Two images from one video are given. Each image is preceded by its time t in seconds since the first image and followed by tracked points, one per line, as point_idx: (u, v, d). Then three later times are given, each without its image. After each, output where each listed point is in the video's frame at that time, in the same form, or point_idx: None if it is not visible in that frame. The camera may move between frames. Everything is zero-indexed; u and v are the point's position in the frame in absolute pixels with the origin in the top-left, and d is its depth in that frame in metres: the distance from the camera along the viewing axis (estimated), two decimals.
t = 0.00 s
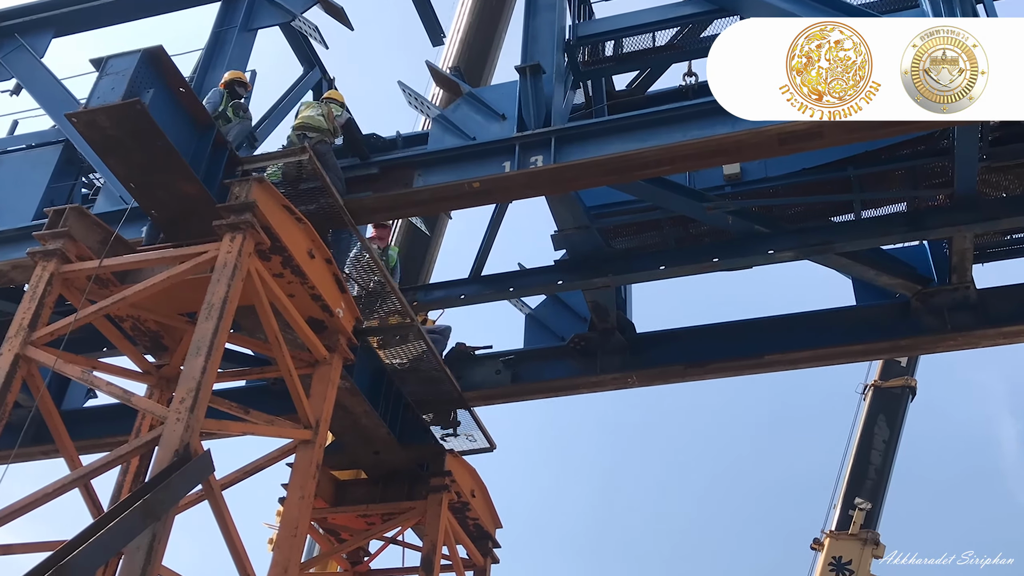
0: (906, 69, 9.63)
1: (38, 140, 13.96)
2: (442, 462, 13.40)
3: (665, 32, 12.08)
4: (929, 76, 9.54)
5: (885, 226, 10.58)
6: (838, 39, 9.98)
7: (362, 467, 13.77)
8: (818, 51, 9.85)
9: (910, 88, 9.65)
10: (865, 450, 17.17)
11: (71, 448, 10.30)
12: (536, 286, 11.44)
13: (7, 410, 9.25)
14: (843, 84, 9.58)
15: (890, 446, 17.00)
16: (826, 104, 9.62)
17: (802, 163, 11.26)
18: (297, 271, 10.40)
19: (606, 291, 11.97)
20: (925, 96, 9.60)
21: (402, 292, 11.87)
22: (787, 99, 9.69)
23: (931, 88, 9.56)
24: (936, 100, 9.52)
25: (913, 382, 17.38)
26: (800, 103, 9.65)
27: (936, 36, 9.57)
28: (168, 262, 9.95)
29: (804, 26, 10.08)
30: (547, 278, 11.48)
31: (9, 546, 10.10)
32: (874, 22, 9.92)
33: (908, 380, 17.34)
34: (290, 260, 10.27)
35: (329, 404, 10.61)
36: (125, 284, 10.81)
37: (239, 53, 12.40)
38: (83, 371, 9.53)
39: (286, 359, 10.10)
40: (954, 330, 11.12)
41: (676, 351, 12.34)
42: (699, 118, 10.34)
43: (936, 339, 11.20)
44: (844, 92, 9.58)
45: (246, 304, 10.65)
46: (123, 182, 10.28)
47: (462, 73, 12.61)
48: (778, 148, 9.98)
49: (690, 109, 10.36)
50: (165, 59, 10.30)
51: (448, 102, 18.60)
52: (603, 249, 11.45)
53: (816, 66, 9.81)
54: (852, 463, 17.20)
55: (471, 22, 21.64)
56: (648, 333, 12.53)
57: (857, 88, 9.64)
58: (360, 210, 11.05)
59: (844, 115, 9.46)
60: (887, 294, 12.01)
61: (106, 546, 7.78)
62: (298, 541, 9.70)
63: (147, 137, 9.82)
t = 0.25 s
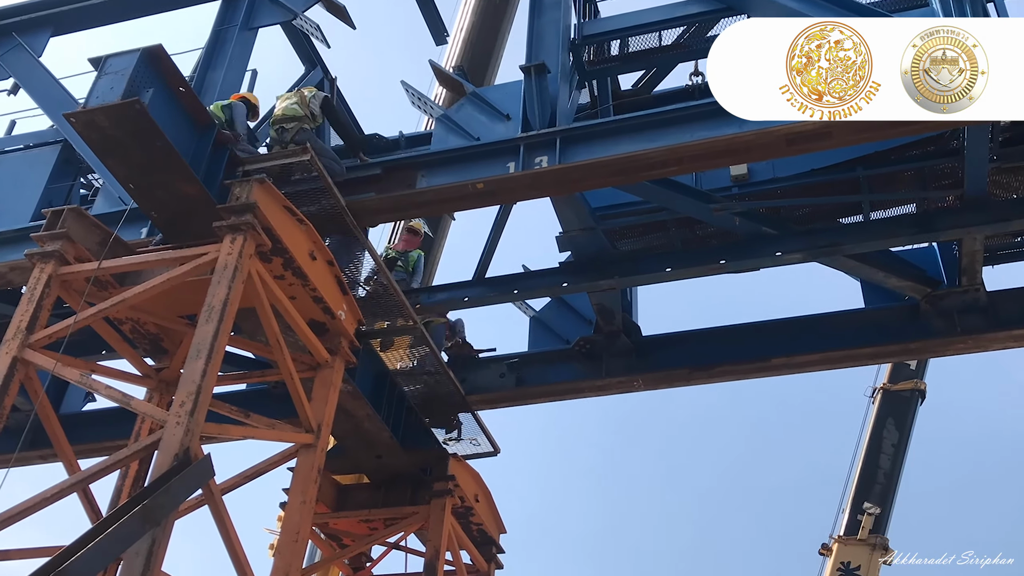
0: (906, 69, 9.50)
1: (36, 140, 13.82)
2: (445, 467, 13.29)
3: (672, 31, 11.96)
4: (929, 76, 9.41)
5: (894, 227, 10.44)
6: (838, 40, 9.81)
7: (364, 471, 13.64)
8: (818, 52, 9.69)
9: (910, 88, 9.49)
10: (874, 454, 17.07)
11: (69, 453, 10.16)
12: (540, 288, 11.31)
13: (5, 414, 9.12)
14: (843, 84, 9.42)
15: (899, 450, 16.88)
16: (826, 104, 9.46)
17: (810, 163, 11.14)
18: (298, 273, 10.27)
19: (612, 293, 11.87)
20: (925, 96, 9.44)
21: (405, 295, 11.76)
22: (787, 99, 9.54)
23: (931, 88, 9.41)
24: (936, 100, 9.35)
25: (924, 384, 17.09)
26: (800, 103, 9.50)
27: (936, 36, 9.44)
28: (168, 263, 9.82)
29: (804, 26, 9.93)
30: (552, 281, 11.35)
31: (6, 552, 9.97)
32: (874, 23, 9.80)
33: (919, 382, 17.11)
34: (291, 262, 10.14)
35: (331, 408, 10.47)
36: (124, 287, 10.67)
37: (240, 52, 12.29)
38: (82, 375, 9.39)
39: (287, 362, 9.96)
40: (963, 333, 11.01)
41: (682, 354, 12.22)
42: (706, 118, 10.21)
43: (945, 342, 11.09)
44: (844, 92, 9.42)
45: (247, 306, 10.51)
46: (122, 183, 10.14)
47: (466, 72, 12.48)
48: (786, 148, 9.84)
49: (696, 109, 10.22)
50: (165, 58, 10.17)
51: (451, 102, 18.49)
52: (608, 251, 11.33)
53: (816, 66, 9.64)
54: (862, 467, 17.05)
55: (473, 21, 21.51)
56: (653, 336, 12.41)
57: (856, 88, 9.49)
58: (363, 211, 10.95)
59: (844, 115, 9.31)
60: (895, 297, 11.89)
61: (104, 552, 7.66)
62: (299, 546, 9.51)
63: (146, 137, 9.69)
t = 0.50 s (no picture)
0: (906, 69, 9.18)
1: (34, 137, 13.69)
2: (449, 468, 13.14)
3: (679, 27, 11.82)
4: (929, 77, 9.10)
5: (904, 225, 10.29)
6: (838, 39, 9.39)
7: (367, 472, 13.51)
8: (819, 51, 9.29)
9: (910, 88, 9.26)
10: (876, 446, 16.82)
11: (69, 453, 10.03)
12: (546, 287, 11.18)
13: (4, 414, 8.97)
14: (843, 85, 9.19)
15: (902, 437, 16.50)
16: (826, 104, 9.27)
17: (819, 160, 11.00)
18: (300, 271, 10.12)
19: (617, 292, 11.72)
20: (925, 97, 9.20)
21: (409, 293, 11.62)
22: (787, 100, 9.30)
23: (931, 89, 9.14)
24: (936, 101, 9.10)
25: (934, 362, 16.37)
26: (800, 103, 9.33)
27: (936, 36, 9.07)
28: (168, 261, 9.67)
29: (804, 26, 9.51)
30: (558, 279, 11.23)
31: (4, 554, 9.83)
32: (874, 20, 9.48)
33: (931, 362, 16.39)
34: (293, 260, 9.99)
35: (333, 408, 10.32)
36: (124, 285, 10.53)
37: (242, 47, 12.18)
38: (81, 374, 9.25)
39: (289, 361, 9.82)
40: (975, 333, 10.88)
41: (689, 354, 12.09)
42: (714, 115, 10.05)
43: (956, 342, 10.96)
44: (844, 92, 9.20)
45: (248, 305, 10.36)
46: (122, 180, 9.99)
47: (470, 68, 12.34)
48: (795, 145, 9.69)
49: (704, 105, 10.07)
50: (165, 53, 10.03)
51: (455, 99, 18.37)
52: (615, 250, 11.20)
53: (817, 66, 9.26)
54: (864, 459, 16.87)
55: (478, 18, 21.39)
56: (660, 335, 12.29)
57: (857, 88, 9.23)
58: (366, 208, 10.79)
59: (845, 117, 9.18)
60: (905, 296, 11.75)
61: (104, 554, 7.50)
62: (301, 548, 9.38)
63: (146, 133, 9.55)
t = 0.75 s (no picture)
0: (906, 69, 9.05)
1: (32, 140, 13.55)
2: (453, 475, 13.03)
3: (686, 28, 11.72)
4: (929, 77, 8.98)
5: (914, 230, 10.16)
6: (838, 40, 9.23)
7: (370, 479, 13.38)
8: (819, 51, 9.12)
9: (910, 88, 9.14)
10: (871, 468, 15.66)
11: (67, 461, 9.90)
12: (551, 292, 11.06)
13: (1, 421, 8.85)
14: (843, 84, 9.03)
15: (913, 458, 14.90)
16: (826, 104, 9.12)
17: (827, 164, 10.88)
18: (302, 276, 9.99)
19: (623, 297, 11.64)
20: (925, 97, 9.10)
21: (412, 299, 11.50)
22: (787, 100, 9.14)
23: (931, 88, 9.04)
24: (936, 100, 9.03)
25: None
26: (800, 103, 9.16)
27: (937, 36, 8.94)
28: (168, 266, 9.54)
29: (804, 25, 9.31)
30: (562, 284, 11.11)
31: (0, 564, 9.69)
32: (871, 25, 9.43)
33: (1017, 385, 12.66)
34: (295, 265, 9.86)
35: (335, 414, 10.19)
36: (123, 290, 10.41)
37: (243, 48, 12.09)
38: (80, 381, 9.12)
39: (290, 368, 9.69)
40: (985, 339, 10.76)
41: (697, 360, 11.96)
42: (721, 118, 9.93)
43: (966, 347, 10.85)
44: (844, 92, 9.06)
45: (249, 310, 10.24)
46: (121, 184, 9.86)
47: (474, 70, 12.22)
48: (803, 149, 9.55)
49: (710, 108, 9.94)
50: (165, 55, 9.91)
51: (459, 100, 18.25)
52: (620, 254, 11.08)
53: (817, 66, 9.11)
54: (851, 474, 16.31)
55: (479, 19, 21.22)
56: (666, 341, 12.17)
57: (857, 88, 9.08)
58: (368, 212, 10.66)
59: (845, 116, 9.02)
60: (914, 301, 11.63)
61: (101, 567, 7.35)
62: (303, 557, 9.25)
63: (146, 137, 9.42)
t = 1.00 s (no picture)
0: (906, 69, 9.16)
1: (30, 139, 13.42)
2: (457, 478, 12.91)
3: (693, 26, 11.60)
4: (929, 77, 9.07)
5: (924, 230, 10.04)
6: (837, 40, 9.42)
7: (372, 483, 13.25)
8: (819, 51, 9.35)
9: (910, 89, 9.13)
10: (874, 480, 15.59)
11: (65, 464, 9.76)
12: (556, 294, 10.95)
13: None
14: (843, 84, 9.10)
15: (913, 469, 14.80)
16: (826, 103, 9.12)
17: (836, 163, 10.75)
18: (304, 277, 9.86)
19: (628, 299, 11.55)
20: (926, 97, 9.05)
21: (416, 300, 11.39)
22: (787, 99, 9.25)
23: (931, 89, 9.05)
24: (935, 100, 8.99)
25: None
26: (800, 103, 9.21)
27: (936, 37, 9.14)
28: (168, 267, 9.40)
29: (804, 26, 9.55)
30: (568, 285, 11.00)
31: None
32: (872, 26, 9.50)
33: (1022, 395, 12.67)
34: (296, 265, 9.74)
35: (338, 417, 10.06)
36: (122, 291, 10.28)
37: (244, 46, 11.98)
38: (79, 383, 8.98)
39: (292, 370, 9.55)
40: (996, 341, 10.65)
41: (705, 362, 11.84)
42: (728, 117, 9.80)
43: (976, 350, 10.74)
44: (844, 91, 9.09)
45: (250, 311, 10.11)
46: (121, 184, 9.73)
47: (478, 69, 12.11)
48: (811, 148, 9.41)
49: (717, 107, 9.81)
50: (165, 53, 9.78)
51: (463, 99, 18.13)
52: (625, 256, 10.96)
53: (816, 66, 9.31)
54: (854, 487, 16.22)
55: (483, 17, 21.10)
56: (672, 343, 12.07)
57: (856, 88, 9.14)
58: (371, 213, 10.52)
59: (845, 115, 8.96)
60: (924, 302, 11.52)
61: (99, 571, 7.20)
62: (304, 562, 9.10)
63: (146, 135, 9.29)
